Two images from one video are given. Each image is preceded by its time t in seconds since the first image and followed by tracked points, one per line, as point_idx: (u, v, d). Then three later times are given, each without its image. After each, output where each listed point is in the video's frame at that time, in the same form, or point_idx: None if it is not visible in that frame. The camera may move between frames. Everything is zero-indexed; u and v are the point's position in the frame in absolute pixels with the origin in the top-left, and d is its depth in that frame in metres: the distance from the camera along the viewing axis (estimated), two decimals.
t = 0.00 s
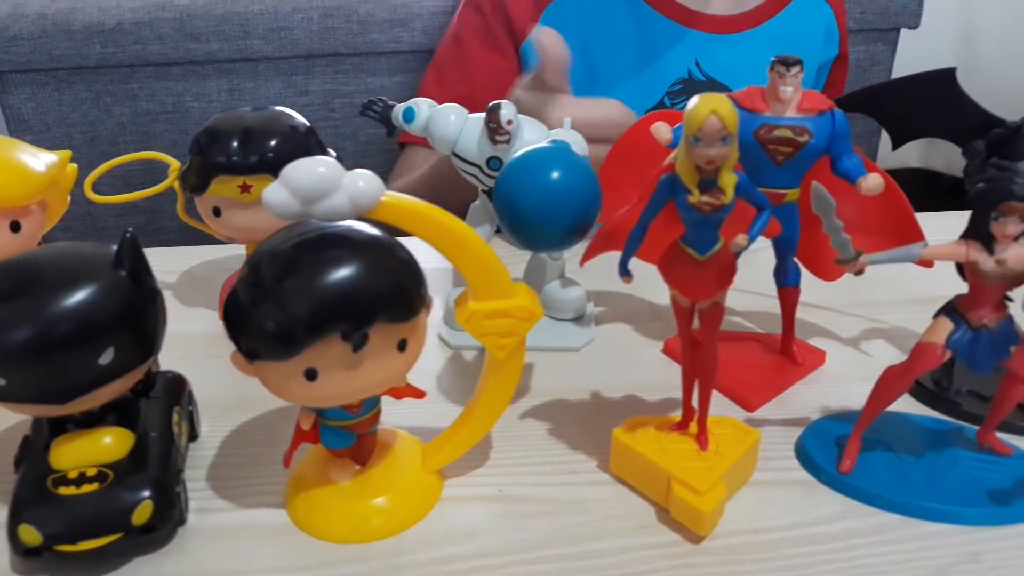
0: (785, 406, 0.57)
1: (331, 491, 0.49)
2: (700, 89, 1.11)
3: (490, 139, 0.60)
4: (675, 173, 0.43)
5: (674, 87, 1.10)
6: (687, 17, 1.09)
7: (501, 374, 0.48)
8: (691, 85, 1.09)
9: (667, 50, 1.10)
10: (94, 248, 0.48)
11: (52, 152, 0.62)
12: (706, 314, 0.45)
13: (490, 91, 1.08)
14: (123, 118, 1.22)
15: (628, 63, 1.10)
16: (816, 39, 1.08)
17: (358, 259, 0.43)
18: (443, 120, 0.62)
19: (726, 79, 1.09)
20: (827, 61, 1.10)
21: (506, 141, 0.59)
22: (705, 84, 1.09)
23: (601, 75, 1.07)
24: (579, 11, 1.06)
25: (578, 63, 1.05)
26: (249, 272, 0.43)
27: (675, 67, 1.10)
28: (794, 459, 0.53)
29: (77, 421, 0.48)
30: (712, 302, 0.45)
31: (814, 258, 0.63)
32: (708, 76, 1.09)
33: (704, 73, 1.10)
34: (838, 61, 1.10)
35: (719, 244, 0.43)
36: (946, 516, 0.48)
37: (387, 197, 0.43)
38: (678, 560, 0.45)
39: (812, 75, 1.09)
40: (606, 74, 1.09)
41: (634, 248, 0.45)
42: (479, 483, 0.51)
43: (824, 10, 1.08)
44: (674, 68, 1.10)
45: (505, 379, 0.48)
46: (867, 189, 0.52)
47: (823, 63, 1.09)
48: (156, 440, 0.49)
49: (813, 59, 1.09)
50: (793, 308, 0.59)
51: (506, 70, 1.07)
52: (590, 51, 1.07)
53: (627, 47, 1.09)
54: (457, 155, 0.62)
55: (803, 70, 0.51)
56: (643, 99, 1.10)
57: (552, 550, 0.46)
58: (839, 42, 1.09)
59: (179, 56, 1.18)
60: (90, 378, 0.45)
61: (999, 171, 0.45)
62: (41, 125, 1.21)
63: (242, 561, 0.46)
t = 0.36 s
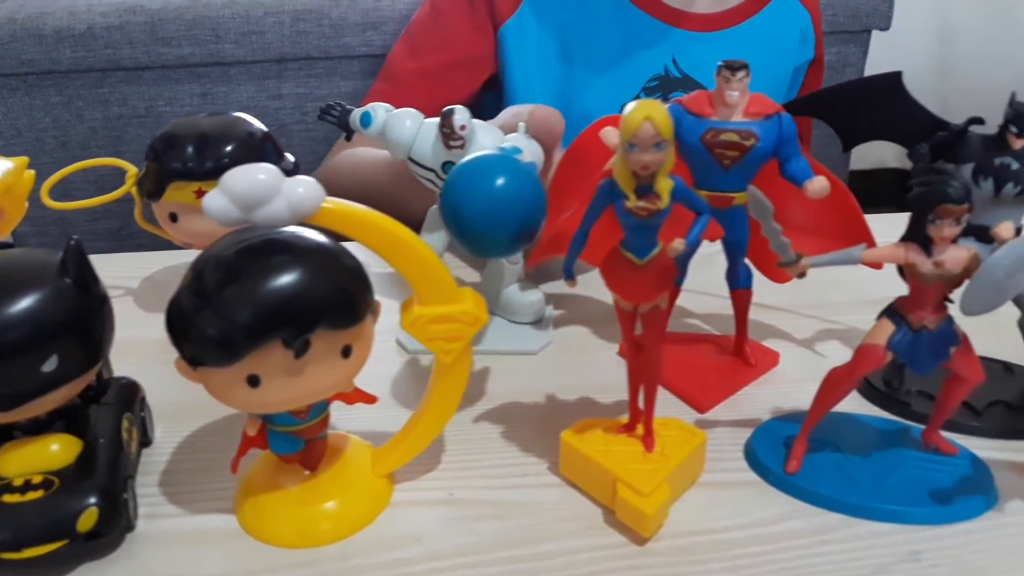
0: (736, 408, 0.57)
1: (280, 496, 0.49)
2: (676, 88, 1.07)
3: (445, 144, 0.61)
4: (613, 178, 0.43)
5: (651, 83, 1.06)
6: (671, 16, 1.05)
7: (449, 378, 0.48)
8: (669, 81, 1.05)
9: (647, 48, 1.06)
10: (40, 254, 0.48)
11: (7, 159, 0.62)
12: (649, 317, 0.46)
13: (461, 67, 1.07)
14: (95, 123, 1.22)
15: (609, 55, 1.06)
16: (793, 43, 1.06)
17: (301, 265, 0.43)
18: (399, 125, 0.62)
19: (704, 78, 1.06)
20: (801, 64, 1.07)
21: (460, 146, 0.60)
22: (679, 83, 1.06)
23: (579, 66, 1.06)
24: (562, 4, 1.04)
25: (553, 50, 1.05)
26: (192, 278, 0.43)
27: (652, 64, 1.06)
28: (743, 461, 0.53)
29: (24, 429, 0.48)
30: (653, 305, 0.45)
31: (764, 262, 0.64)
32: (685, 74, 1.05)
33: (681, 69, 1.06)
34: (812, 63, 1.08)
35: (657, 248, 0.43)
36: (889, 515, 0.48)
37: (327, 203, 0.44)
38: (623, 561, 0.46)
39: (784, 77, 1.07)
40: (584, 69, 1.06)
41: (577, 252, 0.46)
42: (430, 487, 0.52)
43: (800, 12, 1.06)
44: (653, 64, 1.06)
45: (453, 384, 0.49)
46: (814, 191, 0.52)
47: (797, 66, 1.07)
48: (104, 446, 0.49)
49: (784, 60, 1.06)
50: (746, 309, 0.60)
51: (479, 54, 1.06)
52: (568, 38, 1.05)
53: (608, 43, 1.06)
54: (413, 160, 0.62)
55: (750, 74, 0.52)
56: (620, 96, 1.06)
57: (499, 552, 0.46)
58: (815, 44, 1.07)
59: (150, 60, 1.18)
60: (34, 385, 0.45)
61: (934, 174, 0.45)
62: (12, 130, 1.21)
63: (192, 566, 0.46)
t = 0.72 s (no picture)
0: (701, 409, 0.57)
1: (242, 497, 0.49)
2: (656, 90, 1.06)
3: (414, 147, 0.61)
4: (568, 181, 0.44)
5: (630, 86, 1.05)
6: (649, 18, 1.05)
7: (410, 380, 0.49)
8: (648, 84, 1.05)
9: (626, 47, 1.06)
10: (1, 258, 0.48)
11: None
12: (606, 319, 0.46)
13: (446, 69, 1.06)
14: (79, 125, 1.22)
15: (589, 55, 1.06)
16: (771, 47, 1.06)
17: (257, 268, 0.43)
18: (368, 128, 0.62)
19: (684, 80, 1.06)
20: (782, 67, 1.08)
21: (427, 149, 0.60)
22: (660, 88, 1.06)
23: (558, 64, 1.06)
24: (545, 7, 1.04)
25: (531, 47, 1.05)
26: (147, 281, 0.43)
27: (632, 66, 1.05)
28: (706, 463, 0.53)
29: None
30: (609, 307, 0.45)
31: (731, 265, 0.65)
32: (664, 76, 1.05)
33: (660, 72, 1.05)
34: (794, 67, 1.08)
35: (612, 250, 0.43)
36: (849, 517, 0.48)
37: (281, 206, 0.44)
38: (581, 562, 0.46)
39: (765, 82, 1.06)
40: (564, 67, 1.06)
41: (534, 254, 0.46)
42: (394, 488, 0.52)
43: (778, 15, 1.06)
44: (632, 67, 1.06)
45: (413, 386, 0.49)
46: (774, 194, 0.52)
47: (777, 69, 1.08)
48: (67, 448, 0.49)
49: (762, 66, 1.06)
50: (713, 311, 0.60)
51: (466, 55, 1.06)
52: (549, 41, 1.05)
53: (587, 45, 1.06)
54: (382, 163, 0.63)
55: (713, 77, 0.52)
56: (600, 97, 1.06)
57: (459, 553, 0.47)
58: (795, 48, 1.08)
59: (134, 63, 1.18)
60: None
61: (888, 178, 0.45)
62: None
63: (151, 566, 0.47)
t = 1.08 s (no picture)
0: (682, 410, 0.58)
1: (223, 500, 0.49)
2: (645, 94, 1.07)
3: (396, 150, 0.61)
4: (543, 184, 0.44)
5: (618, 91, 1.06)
6: (632, 22, 1.04)
7: (389, 382, 0.49)
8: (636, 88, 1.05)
9: (614, 52, 1.07)
10: None
11: None
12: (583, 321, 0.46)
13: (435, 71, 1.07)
14: (71, 129, 1.22)
15: (575, 61, 1.06)
16: (760, 50, 1.08)
17: (235, 271, 0.44)
18: (351, 132, 0.62)
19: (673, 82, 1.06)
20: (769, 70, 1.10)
21: (408, 153, 0.61)
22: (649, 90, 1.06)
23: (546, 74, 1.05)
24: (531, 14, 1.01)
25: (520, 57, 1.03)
26: (126, 286, 0.44)
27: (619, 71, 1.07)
28: (687, 464, 0.53)
29: None
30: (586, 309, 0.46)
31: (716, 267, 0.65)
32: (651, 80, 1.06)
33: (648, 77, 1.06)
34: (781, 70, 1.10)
35: (588, 253, 0.44)
36: (827, 518, 0.48)
37: (258, 210, 0.44)
38: (560, 563, 0.46)
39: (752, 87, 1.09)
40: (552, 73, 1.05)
41: (511, 257, 0.46)
42: (375, 491, 0.52)
43: (768, 21, 1.08)
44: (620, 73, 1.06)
45: (393, 388, 0.49)
46: (752, 195, 0.53)
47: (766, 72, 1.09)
48: (49, 451, 0.49)
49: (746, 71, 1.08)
50: (695, 313, 0.60)
51: (456, 57, 1.07)
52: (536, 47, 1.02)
53: (573, 50, 1.06)
54: (365, 166, 0.63)
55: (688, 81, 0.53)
56: (589, 101, 1.07)
57: (439, 554, 0.47)
58: (783, 51, 1.10)
59: (125, 67, 1.18)
60: None
61: (862, 180, 0.45)
62: None
63: (130, 569, 0.47)
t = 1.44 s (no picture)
0: (665, 411, 0.58)
1: (205, 502, 0.49)
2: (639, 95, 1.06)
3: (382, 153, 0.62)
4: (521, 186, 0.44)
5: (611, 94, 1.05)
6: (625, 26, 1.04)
7: (371, 384, 0.49)
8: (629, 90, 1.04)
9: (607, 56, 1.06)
10: None
11: None
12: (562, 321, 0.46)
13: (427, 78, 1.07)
14: (65, 131, 1.22)
15: (568, 66, 1.06)
16: (752, 50, 1.06)
17: (214, 274, 0.44)
18: (337, 133, 0.62)
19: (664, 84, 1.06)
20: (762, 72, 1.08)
21: (393, 154, 0.61)
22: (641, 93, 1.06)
23: (538, 81, 1.06)
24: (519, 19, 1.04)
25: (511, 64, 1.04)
26: (106, 289, 0.44)
27: (611, 75, 1.06)
28: (668, 465, 0.53)
29: None
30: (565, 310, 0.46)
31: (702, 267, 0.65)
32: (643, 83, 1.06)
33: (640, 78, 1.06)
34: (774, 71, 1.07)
35: (566, 254, 0.44)
36: (809, 519, 0.49)
37: (238, 212, 0.45)
38: (540, 564, 0.46)
39: (743, 86, 1.07)
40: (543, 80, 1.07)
41: (490, 259, 0.46)
42: (357, 492, 0.52)
43: (758, 20, 1.05)
44: (611, 76, 1.06)
45: (375, 390, 0.49)
46: (734, 197, 0.53)
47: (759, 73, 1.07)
48: (32, 453, 0.49)
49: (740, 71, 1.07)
50: (679, 313, 0.60)
51: (450, 62, 1.06)
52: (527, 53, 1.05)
53: (567, 55, 1.06)
54: (351, 168, 0.63)
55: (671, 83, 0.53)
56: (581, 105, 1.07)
57: (420, 555, 0.47)
58: (776, 51, 1.07)
59: (119, 69, 1.18)
60: None
61: (841, 181, 0.45)
62: None
63: (111, 571, 0.47)
